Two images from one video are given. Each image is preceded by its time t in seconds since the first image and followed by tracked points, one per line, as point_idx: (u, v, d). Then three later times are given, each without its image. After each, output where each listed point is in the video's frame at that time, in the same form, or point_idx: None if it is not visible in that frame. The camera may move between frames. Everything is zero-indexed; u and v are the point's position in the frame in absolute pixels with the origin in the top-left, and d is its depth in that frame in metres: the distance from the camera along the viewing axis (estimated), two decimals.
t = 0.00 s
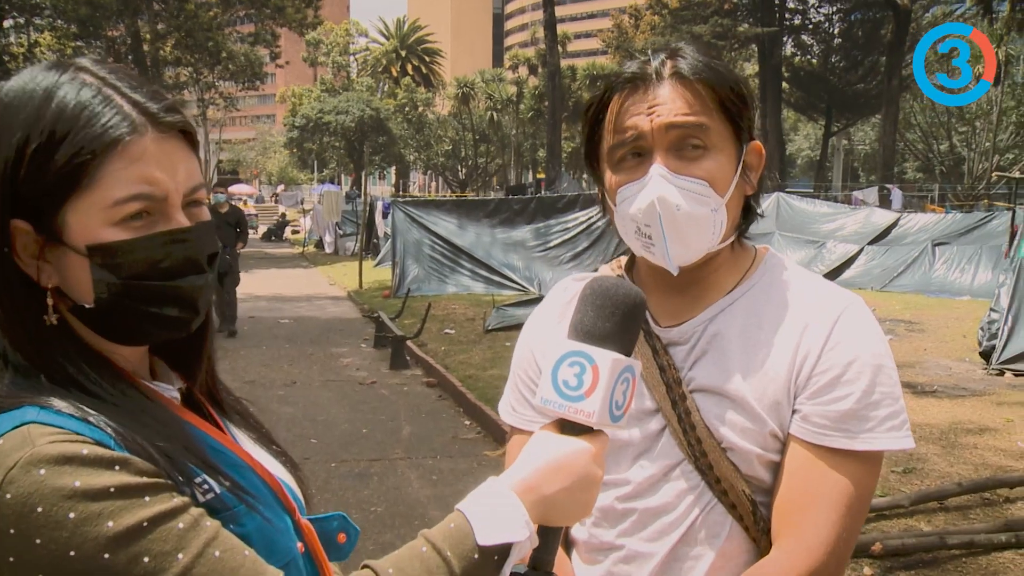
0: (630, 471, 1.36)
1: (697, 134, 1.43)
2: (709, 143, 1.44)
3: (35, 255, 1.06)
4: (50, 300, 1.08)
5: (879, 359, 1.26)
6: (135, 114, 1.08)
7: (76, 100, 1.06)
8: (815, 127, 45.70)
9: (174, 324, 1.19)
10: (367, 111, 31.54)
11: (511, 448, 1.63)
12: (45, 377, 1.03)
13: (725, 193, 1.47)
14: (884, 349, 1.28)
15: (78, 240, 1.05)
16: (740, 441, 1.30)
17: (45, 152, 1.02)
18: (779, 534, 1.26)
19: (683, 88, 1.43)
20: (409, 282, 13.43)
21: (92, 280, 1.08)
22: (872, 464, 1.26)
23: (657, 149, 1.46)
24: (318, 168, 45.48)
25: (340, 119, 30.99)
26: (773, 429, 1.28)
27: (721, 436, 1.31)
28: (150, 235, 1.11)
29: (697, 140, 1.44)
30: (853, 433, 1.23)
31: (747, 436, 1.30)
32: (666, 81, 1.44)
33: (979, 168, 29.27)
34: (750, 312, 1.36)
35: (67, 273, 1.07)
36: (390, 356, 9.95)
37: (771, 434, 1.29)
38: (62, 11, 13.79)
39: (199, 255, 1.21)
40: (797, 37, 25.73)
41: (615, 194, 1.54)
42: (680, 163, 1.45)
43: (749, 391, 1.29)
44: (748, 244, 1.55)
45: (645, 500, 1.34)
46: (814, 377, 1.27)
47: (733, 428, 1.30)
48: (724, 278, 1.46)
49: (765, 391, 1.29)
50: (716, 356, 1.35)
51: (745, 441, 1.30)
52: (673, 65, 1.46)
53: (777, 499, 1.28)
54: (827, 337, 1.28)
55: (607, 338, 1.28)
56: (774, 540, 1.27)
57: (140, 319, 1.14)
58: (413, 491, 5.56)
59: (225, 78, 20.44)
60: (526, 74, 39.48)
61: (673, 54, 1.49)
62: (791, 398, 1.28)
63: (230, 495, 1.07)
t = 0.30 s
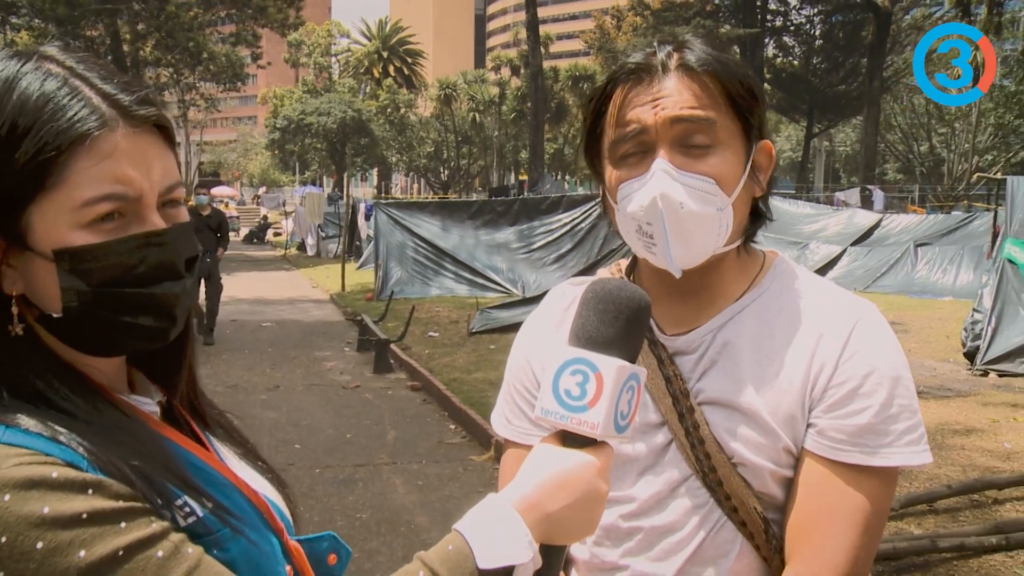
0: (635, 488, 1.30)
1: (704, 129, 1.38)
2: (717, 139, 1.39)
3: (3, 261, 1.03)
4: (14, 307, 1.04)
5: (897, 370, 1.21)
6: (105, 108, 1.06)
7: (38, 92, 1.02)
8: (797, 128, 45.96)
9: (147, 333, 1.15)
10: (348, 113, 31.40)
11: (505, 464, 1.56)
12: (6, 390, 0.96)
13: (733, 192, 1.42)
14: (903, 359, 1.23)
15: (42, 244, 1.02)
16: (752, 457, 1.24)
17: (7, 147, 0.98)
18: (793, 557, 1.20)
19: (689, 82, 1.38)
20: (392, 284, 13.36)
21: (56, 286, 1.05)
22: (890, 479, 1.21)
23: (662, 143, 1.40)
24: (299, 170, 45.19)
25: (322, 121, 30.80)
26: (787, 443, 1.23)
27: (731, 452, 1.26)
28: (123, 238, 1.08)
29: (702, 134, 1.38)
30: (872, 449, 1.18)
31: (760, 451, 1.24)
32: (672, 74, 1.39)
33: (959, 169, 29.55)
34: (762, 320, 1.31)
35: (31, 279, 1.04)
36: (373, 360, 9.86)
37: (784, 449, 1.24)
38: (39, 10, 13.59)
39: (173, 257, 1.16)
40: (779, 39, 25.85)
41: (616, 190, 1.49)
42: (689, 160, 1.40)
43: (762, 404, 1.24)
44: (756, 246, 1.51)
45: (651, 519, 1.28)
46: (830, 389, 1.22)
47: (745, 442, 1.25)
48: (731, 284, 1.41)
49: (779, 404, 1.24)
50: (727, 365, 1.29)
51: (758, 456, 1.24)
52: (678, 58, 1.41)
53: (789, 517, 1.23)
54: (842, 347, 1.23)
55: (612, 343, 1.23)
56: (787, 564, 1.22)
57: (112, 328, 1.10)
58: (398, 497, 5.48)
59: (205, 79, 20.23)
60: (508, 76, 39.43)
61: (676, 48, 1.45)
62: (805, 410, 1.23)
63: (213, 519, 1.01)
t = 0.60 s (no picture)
0: (627, 501, 1.26)
1: (664, 124, 1.33)
2: (683, 135, 1.34)
3: None
4: None
5: (901, 378, 1.19)
6: (60, 107, 1.02)
7: None
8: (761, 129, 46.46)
9: (109, 348, 1.12)
10: (314, 118, 31.15)
11: (492, 476, 1.52)
12: None
13: (699, 192, 1.37)
14: (906, 367, 1.21)
15: None
16: (751, 469, 1.20)
17: None
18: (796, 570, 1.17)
19: (665, 76, 1.33)
20: (360, 290, 13.27)
21: (14, 300, 1.01)
22: (892, 491, 1.18)
23: (621, 137, 1.37)
24: (265, 176, 44.75)
25: (288, 126, 30.47)
26: (787, 455, 1.20)
27: (728, 461, 1.22)
28: (85, 247, 1.05)
29: (663, 131, 1.34)
30: (877, 462, 1.15)
31: (759, 462, 1.20)
32: (644, 66, 1.34)
33: (920, 167, 30.08)
34: (758, 326, 1.27)
35: None
36: (343, 366, 9.74)
37: (785, 461, 1.20)
38: None
39: (133, 261, 1.14)
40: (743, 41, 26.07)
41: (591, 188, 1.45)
42: (648, 155, 1.35)
43: (760, 415, 1.20)
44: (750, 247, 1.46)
45: (643, 533, 1.24)
46: (832, 399, 1.18)
47: (741, 452, 1.21)
48: (725, 290, 1.37)
49: (778, 415, 1.20)
50: (724, 373, 1.25)
51: (757, 468, 1.20)
52: (658, 48, 1.35)
53: (793, 530, 1.19)
54: (845, 355, 1.20)
55: (600, 349, 1.17)
56: None
57: (74, 343, 1.08)
58: (371, 505, 5.39)
59: (169, 85, 19.91)
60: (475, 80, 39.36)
61: (660, 39, 1.39)
62: (806, 420, 1.20)
63: (185, 545, 0.97)
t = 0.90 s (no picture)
0: (618, 518, 1.23)
1: (652, 128, 1.30)
2: (671, 139, 1.31)
3: None
4: None
5: (905, 394, 1.15)
6: (24, 118, 1.03)
7: None
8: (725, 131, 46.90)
9: (78, 370, 1.12)
10: (279, 124, 30.83)
11: (489, 487, 1.49)
12: None
13: (689, 199, 1.34)
14: (910, 381, 1.18)
15: None
16: (744, 487, 1.18)
17: None
18: None
19: (655, 77, 1.31)
20: (328, 296, 13.69)
21: None
22: (895, 510, 1.15)
23: (608, 141, 1.34)
24: (230, 182, 44.27)
25: (253, 132, 30.11)
26: (784, 473, 1.17)
27: (722, 480, 1.19)
28: (48, 263, 1.06)
29: (653, 135, 1.31)
30: (876, 481, 1.13)
31: (753, 480, 1.18)
32: (633, 67, 1.32)
33: (883, 168, 30.58)
34: (755, 339, 1.25)
35: None
36: (312, 374, 9.61)
37: (781, 478, 1.17)
38: None
39: (100, 277, 1.14)
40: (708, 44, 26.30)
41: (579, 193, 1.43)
42: (636, 160, 1.33)
43: (755, 431, 1.18)
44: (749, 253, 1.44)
45: (636, 552, 1.21)
46: (831, 415, 1.16)
47: (735, 471, 1.19)
48: (720, 300, 1.34)
49: (774, 431, 1.17)
50: (718, 389, 1.23)
51: (751, 487, 1.18)
52: (646, 51, 1.34)
53: (791, 550, 1.16)
54: (845, 367, 1.17)
55: (585, 362, 1.14)
56: None
57: (39, 364, 1.07)
58: (343, 515, 5.31)
59: (131, 92, 19.56)
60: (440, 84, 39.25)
61: (653, 38, 1.37)
62: (804, 437, 1.17)
63: None
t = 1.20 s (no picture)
0: (599, 528, 1.22)
1: (665, 125, 1.29)
2: (684, 138, 1.30)
3: None
4: None
5: (889, 404, 1.13)
6: None
7: None
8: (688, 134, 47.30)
9: (41, 387, 1.11)
10: (242, 128, 30.48)
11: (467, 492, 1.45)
12: None
13: (702, 199, 1.33)
14: (898, 390, 1.15)
15: None
16: (725, 500, 1.16)
17: None
18: None
19: (660, 73, 1.30)
20: (293, 301, 13.53)
21: None
22: (879, 523, 1.13)
23: (619, 141, 1.32)
24: (192, 186, 43.70)
25: (215, 135, 29.68)
26: (765, 485, 1.15)
27: (704, 492, 1.18)
28: (11, 275, 1.07)
29: (666, 133, 1.30)
30: (860, 495, 1.10)
31: (734, 493, 1.16)
32: (635, 66, 1.32)
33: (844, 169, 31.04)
34: (740, 345, 1.23)
35: None
36: (277, 380, 9.49)
37: (762, 491, 1.16)
38: None
39: (62, 290, 1.13)
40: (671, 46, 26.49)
41: (575, 195, 1.41)
42: (647, 159, 1.31)
43: (739, 443, 1.16)
44: (735, 256, 1.44)
45: (615, 561, 1.19)
46: (815, 427, 1.14)
47: (720, 482, 1.17)
48: (708, 305, 1.33)
49: (756, 442, 1.16)
50: (701, 397, 1.21)
51: (732, 499, 1.16)
52: (644, 49, 1.33)
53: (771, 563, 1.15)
54: (831, 375, 1.16)
55: (564, 372, 1.11)
56: None
57: (0, 381, 1.08)
58: (311, 522, 5.23)
59: (89, 94, 19.17)
60: (404, 87, 39.11)
61: (644, 39, 1.37)
62: (786, 448, 1.15)
63: None
